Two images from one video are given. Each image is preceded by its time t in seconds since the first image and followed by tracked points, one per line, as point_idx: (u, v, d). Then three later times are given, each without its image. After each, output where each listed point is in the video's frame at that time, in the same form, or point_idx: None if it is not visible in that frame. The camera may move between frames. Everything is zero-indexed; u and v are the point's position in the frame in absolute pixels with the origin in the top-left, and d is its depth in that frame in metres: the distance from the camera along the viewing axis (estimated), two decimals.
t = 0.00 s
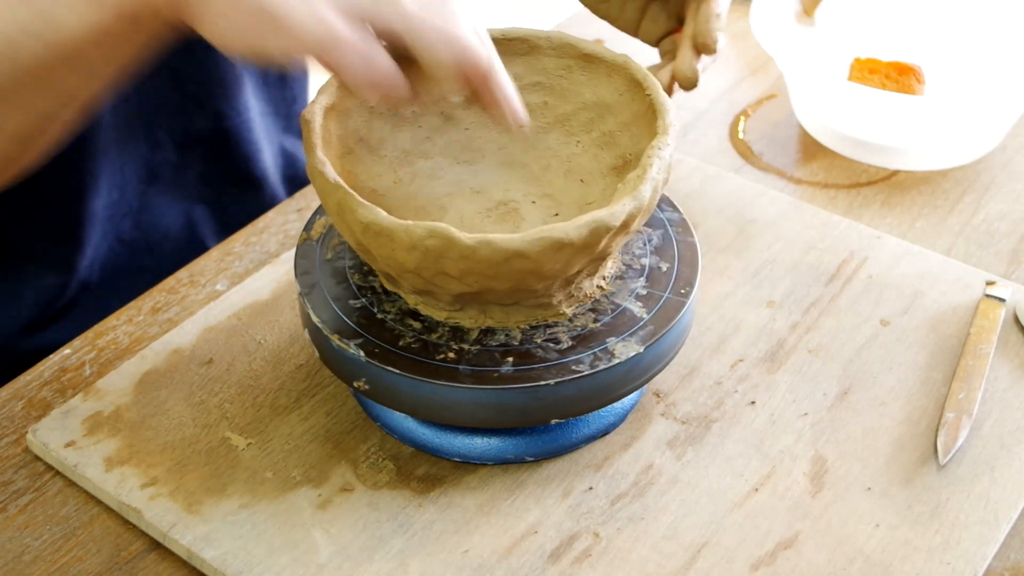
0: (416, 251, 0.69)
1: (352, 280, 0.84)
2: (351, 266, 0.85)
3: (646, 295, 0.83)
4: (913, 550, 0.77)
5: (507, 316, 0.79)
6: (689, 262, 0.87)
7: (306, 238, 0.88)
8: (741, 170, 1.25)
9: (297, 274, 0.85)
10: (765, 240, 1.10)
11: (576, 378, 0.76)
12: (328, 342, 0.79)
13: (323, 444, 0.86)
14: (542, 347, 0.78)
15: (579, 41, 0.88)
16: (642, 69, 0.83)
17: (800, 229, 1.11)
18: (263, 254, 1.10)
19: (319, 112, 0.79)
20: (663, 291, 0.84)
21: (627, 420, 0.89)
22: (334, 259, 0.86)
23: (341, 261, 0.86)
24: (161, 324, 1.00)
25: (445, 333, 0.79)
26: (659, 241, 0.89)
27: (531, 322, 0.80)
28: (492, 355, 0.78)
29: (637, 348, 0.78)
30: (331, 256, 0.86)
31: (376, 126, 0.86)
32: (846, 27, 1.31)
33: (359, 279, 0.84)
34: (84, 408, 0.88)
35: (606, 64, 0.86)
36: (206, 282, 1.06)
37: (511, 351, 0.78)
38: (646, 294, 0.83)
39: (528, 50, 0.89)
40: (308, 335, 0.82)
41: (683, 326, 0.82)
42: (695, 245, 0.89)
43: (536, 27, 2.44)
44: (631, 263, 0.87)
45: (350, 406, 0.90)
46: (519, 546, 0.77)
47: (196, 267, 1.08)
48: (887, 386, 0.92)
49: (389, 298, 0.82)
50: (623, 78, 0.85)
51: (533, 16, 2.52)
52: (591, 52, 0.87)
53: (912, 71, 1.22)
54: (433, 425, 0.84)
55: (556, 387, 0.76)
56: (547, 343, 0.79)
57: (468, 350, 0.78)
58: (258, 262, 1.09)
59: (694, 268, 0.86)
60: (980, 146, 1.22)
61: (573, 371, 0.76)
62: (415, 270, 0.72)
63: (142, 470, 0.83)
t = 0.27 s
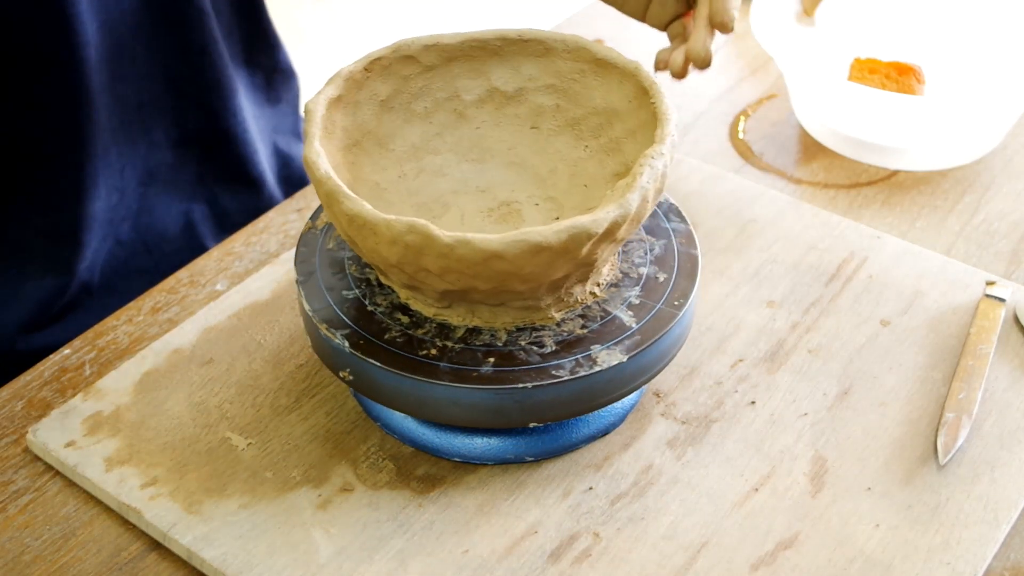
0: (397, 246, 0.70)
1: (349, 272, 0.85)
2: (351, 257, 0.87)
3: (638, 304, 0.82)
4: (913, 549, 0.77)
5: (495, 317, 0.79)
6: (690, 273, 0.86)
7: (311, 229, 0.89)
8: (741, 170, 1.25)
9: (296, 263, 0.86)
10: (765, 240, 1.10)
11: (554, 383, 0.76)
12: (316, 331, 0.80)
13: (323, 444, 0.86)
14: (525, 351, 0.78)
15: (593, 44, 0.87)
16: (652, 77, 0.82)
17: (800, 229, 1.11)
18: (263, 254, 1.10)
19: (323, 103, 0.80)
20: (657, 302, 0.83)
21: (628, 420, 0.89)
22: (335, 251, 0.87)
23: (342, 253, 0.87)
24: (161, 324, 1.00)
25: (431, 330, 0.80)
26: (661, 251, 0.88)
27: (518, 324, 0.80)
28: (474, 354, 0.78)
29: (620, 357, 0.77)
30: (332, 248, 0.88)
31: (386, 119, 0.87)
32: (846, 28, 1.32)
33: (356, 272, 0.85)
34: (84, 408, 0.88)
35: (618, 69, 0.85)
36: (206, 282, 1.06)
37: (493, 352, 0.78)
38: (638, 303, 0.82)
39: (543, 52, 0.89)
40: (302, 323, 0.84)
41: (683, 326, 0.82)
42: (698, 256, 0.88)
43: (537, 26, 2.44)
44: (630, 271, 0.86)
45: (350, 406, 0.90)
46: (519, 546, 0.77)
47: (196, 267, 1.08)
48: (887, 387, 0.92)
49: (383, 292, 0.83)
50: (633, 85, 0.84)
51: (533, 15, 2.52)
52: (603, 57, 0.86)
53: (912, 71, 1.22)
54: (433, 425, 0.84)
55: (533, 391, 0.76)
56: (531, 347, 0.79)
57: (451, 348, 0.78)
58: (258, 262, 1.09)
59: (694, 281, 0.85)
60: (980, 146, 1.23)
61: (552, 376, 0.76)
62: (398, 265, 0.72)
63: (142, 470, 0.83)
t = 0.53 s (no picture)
0: (381, 242, 0.70)
1: (348, 264, 0.86)
2: (351, 249, 0.87)
3: (631, 312, 0.82)
4: (913, 549, 0.77)
5: (484, 317, 0.78)
6: (689, 283, 0.85)
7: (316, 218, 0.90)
8: (741, 170, 1.25)
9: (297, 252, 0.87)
10: (765, 240, 1.10)
11: (535, 387, 0.75)
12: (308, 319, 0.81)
13: (323, 444, 0.86)
14: (511, 353, 0.78)
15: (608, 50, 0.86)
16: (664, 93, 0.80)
17: (800, 229, 1.11)
18: (263, 254, 1.10)
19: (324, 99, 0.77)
20: (650, 311, 0.82)
21: (627, 420, 0.89)
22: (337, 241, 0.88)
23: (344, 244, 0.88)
24: (161, 324, 1.00)
25: (421, 325, 0.80)
26: (663, 260, 0.87)
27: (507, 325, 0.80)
28: (460, 352, 0.78)
29: (605, 364, 0.77)
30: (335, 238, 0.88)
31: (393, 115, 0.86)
32: (846, 27, 1.31)
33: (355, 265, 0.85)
34: (84, 408, 0.88)
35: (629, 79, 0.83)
36: (206, 282, 1.06)
37: (478, 351, 0.78)
38: (631, 311, 0.82)
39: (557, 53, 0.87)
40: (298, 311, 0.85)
41: (683, 326, 0.82)
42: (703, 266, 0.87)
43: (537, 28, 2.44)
44: (626, 278, 0.85)
45: (350, 406, 0.89)
46: (519, 546, 0.77)
47: (196, 267, 1.08)
48: (887, 386, 0.92)
49: (378, 285, 0.84)
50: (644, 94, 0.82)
51: (534, 16, 2.53)
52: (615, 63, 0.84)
53: (912, 71, 1.23)
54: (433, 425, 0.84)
55: (514, 393, 0.75)
56: (517, 349, 0.79)
57: (438, 345, 0.79)
58: (258, 262, 1.09)
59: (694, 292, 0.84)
60: (980, 146, 1.23)
61: (534, 379, 0.76)
62: (384, 259, 0.73)
63: (142, 470, 0.83)
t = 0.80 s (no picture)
0: (362, 232, 0.72)
1: (349, 255, 0.86)
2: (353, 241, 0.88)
3: (619, 321, 0.81)
4: (913, 549, 0.77)
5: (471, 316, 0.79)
6: (683, 297, 0.84)
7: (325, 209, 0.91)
8: (741, 170, 1.25)
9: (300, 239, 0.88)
10: (765, 240, 1.10)
11: (511, 389, 0.75)
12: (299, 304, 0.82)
13: (323, 444, 0.86)
14: (493, 353, 0.78)
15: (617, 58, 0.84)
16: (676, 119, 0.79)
17: (800, 229, 1.11)
18: (263, 254, 1.10)
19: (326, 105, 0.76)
20: (639, 321, 0.81)
21: (627, 420, 0.89)
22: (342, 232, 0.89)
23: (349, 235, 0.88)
24: (161, 324, 1.00)
25: (409, 320, 0.80)
26: (660, 271, 0.86)
27: (491, 326, 0.80)
28: (441, 347, 0.78)
29: (585, 370, 0.76)
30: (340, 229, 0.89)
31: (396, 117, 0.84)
32: (845, 27, 1.29)
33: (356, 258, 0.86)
34: (84, 408, 0.88)
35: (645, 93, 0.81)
36: (206, 282, 1.06)
37: (458, 348, 0.78)
38: (619, 320, 0.81)
39: (571, 57, 0.86)
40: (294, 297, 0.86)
41: (683, 326, 0.82)
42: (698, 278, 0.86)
43: (535, 28, 2.44)
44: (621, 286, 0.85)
45: (350, 406, 0.89)
46: (519, 546, 0.77)
47: (196, 267, 1.08)
48: (887, 386, 0.92)
49: (375, 277, 0.84)
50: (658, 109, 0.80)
51: (532, 16, 2.53)
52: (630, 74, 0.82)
53: (912, 71, 1.23)
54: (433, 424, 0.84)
55: (490, 393, 0.75)
56: (500, 350, 0.78)
57: (422, 341, 0.79)
58: (258, 262, 1.09)
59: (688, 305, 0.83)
60: (979, 146, 1.23)
61: (511, 381, 0.76)
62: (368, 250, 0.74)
63: (142, 470, 0.83)
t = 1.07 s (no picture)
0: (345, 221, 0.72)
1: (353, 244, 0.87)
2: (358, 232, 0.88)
3: (602, 332, 0.80)
4: (913, 549, 0.77)
5: (454, 312, 0.79)
6: (673, 313, 0.82)
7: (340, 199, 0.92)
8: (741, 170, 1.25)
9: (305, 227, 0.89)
10: (765, 240, 1.10)
11: (478, 389, 0.75)
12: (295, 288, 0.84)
13: (323, 444, 0.86)
14: (470, 352, 0.78)
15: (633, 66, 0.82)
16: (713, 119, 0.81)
17: (800, 229, 1.11)
18: (263, 254, 1.10)
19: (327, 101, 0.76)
20: (622, 333, 0.80)
21: (628, 420, 0.89)
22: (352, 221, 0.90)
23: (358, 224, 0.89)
24: (161, 324, 1.00)
25: (395, 311, 0.81)
26: (655, 284, 0.85)
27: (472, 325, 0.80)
28: (419, 340, 0.79)
29: (555, 378, 0.76)
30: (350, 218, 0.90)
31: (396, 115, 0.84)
32: (845, 26, 1.29)
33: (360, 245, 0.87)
34: (84, 408, 0.88)
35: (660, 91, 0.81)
36: (206, 282, 1.06)
37: (434, 344, 0.79)
38: (603, 331, 0.80)
39: (590, 63, 0.85)
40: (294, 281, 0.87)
41: (683, 326, 0.83)
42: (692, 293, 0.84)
43: (534, 28, 2.44)
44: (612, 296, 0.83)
45: (350, 406, 0.89)
46: (519, 546, 0.77)
47: (196, 267, 1.07)
48: (887, 386, 0.92)
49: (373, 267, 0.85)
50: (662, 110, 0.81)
51: (531, 16, 2.53)
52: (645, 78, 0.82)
53: (912, 71, 1.23)
54: (433, 425, 0.84)
55: (458, 392, 0.75)
56: (476, 349, 0.78)
57: (402, 333, 0.79)
58: (258, 262, 1.09)
59: (676, 321, 0.81)
60: (980, 146, 1.23)
61: (480, 381, 0.76)
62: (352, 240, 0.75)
63: (142, 470, 0.83)
